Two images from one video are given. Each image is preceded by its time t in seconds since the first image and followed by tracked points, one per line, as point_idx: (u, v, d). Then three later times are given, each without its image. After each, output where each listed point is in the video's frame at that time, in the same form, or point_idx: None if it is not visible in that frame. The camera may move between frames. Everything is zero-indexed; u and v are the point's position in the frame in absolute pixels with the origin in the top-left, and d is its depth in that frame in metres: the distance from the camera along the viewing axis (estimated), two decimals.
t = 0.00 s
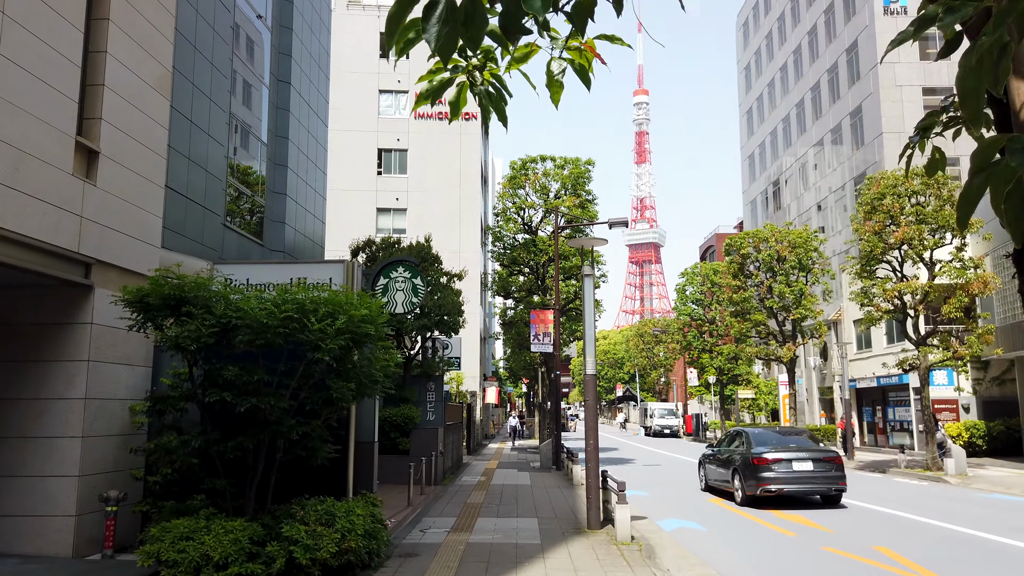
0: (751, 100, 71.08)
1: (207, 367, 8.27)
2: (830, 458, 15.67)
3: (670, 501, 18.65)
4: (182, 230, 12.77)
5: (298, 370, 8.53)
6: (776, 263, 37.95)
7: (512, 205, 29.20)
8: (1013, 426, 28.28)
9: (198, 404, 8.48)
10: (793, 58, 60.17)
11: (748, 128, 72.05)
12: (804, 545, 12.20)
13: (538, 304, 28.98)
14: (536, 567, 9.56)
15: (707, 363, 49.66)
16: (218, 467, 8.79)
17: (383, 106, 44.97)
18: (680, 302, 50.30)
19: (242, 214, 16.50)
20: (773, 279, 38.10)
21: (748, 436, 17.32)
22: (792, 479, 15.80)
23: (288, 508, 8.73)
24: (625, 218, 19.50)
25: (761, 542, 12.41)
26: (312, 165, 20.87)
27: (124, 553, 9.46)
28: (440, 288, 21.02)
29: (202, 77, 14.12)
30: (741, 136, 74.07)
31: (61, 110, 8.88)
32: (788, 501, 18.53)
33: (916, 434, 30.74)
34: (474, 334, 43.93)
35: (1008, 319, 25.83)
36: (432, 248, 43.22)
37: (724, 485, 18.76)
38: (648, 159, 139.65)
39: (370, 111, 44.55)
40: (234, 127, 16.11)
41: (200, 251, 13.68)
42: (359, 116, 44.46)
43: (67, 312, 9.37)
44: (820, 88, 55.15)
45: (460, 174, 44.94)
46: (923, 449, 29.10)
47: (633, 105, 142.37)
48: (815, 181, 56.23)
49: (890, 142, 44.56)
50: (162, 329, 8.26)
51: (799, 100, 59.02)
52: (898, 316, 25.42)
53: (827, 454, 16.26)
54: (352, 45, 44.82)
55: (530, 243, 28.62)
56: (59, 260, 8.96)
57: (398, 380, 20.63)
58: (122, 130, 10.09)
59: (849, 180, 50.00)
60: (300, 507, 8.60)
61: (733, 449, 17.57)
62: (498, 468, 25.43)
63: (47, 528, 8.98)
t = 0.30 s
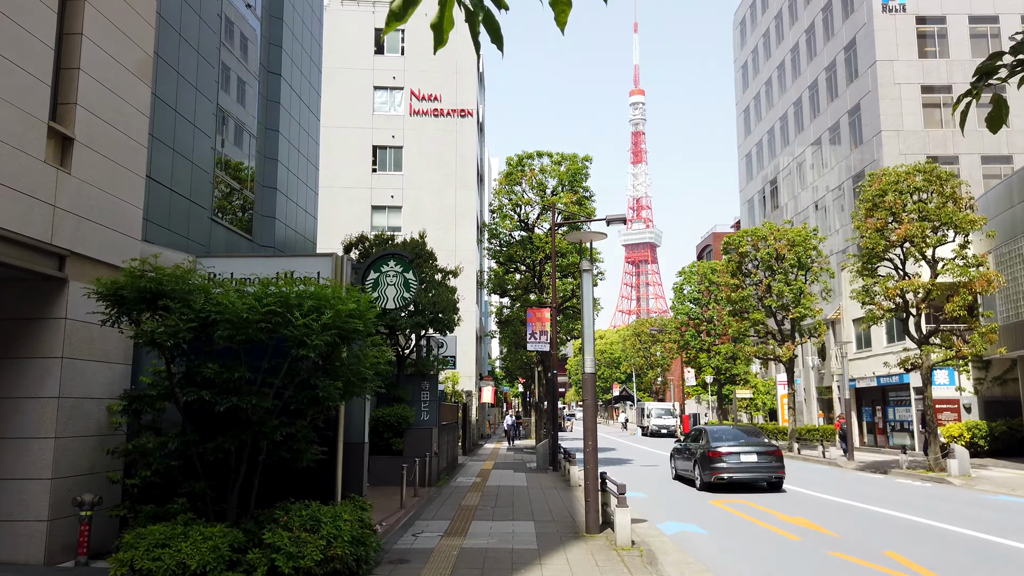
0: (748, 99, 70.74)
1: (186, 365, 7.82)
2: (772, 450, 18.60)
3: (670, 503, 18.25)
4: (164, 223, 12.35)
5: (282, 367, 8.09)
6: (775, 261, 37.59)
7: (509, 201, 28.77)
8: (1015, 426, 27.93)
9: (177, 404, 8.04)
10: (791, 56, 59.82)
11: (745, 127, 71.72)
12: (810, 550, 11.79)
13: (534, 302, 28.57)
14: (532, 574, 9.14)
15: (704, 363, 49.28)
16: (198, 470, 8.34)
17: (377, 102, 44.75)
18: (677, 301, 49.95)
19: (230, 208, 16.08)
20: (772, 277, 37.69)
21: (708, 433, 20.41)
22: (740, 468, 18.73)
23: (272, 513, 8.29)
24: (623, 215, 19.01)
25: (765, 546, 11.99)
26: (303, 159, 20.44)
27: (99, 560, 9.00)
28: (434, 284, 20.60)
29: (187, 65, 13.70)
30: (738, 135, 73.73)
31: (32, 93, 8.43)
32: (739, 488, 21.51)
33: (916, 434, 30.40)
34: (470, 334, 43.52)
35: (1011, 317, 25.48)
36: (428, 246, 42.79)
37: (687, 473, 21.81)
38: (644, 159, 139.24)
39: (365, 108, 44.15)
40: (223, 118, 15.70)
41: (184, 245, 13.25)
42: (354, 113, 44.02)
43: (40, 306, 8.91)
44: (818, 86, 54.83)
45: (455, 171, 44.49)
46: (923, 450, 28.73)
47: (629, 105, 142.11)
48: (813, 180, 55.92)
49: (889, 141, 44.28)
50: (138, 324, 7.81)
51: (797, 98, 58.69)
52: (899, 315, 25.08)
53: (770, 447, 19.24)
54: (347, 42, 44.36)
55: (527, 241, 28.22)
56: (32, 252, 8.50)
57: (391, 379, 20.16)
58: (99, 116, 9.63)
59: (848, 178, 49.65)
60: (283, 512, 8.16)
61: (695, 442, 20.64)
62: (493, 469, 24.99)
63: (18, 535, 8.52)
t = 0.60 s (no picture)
0: (748, 97, 70.31)
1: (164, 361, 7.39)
2: (734, 445, 22.42)
3: (672, 505, 17.84)
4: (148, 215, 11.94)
5: (267, 363, 7.66)
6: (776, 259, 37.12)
7: (507, 198, 28.34)
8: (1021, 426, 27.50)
9: (155, 402, 7.60)
10: (792, 53, 59.41)
11: (746, 125, 71.29)
12: (819, 554, 11.35)
13: (533, 300, 28.13)
14: None
15: (704, 362, 48.87)
16: (178, 472, 7.90)
17: (374, 99, 44.28)
18: (678, 300, 49.55)
19: (220, 201, 15.67)
20: (774, 276, 37.20)
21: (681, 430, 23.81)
22: (708, 459, 22.14)
23: (256, 517, 7.87)
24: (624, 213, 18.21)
25: (772, 550, 11.56)
26: (297, 153, 20.03)
27: (75, 566, 8.57)
28: (431, 280, 20.13)
29: (175, 53, 13.30)
30: (738, 133, 73.29)
31: (5, 74, 8.00)
32: (706, 475, 25.38)
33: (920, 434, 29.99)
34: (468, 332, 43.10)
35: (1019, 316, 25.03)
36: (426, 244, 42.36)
37: (662, 464, 25.55)
38: (644, 158, 138.73)
39: (362, 105, 43.73)
40: (213, 109, 15.31)
41: (169, 239, 12.85)
42: (351, 110, 43.59)
43: (13, 299, 8.47)
44: (819, 83, 54.43)
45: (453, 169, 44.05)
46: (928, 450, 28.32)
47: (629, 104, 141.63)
48: (813, 178, 55.51)
49: (891, 138, 43.87)
50: (112, 318, 7.39)
51: (798, 96, 58.27)
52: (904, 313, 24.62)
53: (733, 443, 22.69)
54: (344, 38, 43.90)
55: (525, 238, 27.78)
56: (4, 242, 8.06)
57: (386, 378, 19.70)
58: (76, 101, 9.21)
59: (849, 176, 49.23)
60: (268, 517, 7.74)
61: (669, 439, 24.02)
62: (491, 469, 24.56)
63: None
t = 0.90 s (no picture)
0: (748, 95, 69.97)
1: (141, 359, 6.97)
2: (707, 441, 25.73)
3: (674, 508, 17.45)
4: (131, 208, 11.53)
5: (251, 361, 7.25)
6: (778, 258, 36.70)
7: (506, 195, 27.92)
8: None
9: (133, 402, 7.18)
10: (792, 51, 59.02)
11: (745, 123, 70.95)
12: (829, 560, 10.95)
13: (532, 298, 27.71)
14: None
15: (704, 362, 48.48)
16: (158, 476, 7.48)
17: (372, 96, 43.84)
18: (677, 300, 49.19)
19: (211, 195, 15.25)
20: (775, 274, 36.76)
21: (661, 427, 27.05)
22: (683, 453, 25.54)
23: (240, 525, 7.45)
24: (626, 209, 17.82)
25: (780, 555, 11.17)
26: (290, 147, 19.61)
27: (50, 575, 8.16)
28: (423, 276, 19.71)
29: (162, 41, 12.89)
30: (738, 132, 72.94)
31: None
32: (683, 467, 28.50)
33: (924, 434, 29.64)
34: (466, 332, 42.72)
35: None
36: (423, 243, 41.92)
37: (646, 457, 28.72)
38: (643, 158, 138.30)
39: (359, 101, 43.29)
40: (202, 101, 14.88)
41: (155, 233, 12.44)
42: (348, 107, 43.18)
43: None
44: (820, 81, 54.04)
45: (451, 167, 43.61)
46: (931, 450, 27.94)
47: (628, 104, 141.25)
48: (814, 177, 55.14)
49: (892, 136, 43.50)
50: (86, 312, 6.97)
51: (798, 94, 57.89)
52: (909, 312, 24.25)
53: (707, 439, 26.06)
54: (341, 34, 43.50)
55: (524, 236, 27.36)
56: None
57: (381, 378, 19.30)
58: (54, 86, 8.80)
59: (850, 175, 48.86)
60: (252, 524, 7.32)
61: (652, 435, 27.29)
62: (490, 471, 24.17)
63: None
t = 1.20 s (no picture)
0: (745, 95, 69.63)
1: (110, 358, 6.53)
2: (685, 438, 28.55)
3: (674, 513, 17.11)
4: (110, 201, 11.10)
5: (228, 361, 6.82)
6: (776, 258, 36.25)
7: (501, 192, 27.46)
8: None
9: (102, 404, 6.74)
10: (790, 50, 58.69)
11: (742, 123, 70.63)
12: (837, 568, 10.54)
13: (528, 297, 27.26)
14: None
15: (701, 363, 48.13)
16: (129, 482, 7.06)
17: (366, 94, 43.34)
18: (674, 300, 48.80)
19: (201, 192, 15.01)
20: (774, 274, 36.34)
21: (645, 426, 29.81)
22: (663, 449, 28.38)
23: (216, 534, 7.00)
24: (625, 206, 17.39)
25: (785, 563, 10.77)
26: (280, 142, 19.16)
27: None
28: (416, 274, 19.25)
29: (145, 31, 12.44)
30: (735, 132, 72.58)
31: None
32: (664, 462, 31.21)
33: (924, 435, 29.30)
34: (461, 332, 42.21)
35: None
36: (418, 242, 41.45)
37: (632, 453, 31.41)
38: (639, 158, 137.96)
39: (353, 99, 42.80)
40: (188, 94, 14.47)
41: (136, 228, 12.00)
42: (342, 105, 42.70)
43: None
44: (818, 80, 53.70)
45: (446, 165, 43.15)
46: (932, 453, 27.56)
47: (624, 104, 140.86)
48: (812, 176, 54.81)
49: (891, 135, 43.16)
50: (51, 308, 6.53)
51: (796, 92, 57.54)
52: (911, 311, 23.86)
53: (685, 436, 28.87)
54: (335, 31, 43.02)
55: (520, 234, 26.90)
56: None
57: (372, 378, 18.84)
58: (25, 72, 8.37)
59: (848, 174, 48.50)
60: (229, 534, 6.89)
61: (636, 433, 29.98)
62: (485, 473, 23.75)
63: None
